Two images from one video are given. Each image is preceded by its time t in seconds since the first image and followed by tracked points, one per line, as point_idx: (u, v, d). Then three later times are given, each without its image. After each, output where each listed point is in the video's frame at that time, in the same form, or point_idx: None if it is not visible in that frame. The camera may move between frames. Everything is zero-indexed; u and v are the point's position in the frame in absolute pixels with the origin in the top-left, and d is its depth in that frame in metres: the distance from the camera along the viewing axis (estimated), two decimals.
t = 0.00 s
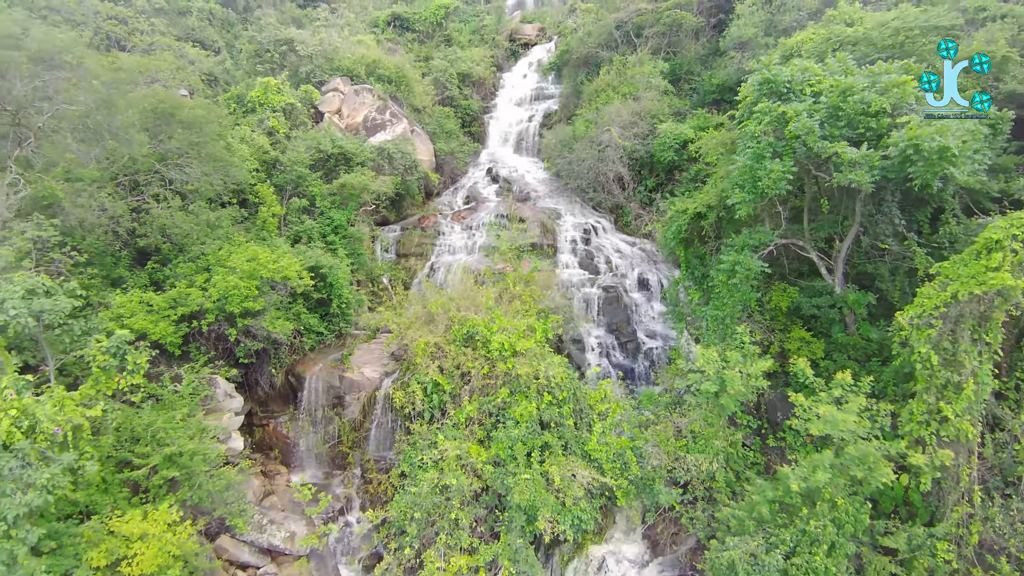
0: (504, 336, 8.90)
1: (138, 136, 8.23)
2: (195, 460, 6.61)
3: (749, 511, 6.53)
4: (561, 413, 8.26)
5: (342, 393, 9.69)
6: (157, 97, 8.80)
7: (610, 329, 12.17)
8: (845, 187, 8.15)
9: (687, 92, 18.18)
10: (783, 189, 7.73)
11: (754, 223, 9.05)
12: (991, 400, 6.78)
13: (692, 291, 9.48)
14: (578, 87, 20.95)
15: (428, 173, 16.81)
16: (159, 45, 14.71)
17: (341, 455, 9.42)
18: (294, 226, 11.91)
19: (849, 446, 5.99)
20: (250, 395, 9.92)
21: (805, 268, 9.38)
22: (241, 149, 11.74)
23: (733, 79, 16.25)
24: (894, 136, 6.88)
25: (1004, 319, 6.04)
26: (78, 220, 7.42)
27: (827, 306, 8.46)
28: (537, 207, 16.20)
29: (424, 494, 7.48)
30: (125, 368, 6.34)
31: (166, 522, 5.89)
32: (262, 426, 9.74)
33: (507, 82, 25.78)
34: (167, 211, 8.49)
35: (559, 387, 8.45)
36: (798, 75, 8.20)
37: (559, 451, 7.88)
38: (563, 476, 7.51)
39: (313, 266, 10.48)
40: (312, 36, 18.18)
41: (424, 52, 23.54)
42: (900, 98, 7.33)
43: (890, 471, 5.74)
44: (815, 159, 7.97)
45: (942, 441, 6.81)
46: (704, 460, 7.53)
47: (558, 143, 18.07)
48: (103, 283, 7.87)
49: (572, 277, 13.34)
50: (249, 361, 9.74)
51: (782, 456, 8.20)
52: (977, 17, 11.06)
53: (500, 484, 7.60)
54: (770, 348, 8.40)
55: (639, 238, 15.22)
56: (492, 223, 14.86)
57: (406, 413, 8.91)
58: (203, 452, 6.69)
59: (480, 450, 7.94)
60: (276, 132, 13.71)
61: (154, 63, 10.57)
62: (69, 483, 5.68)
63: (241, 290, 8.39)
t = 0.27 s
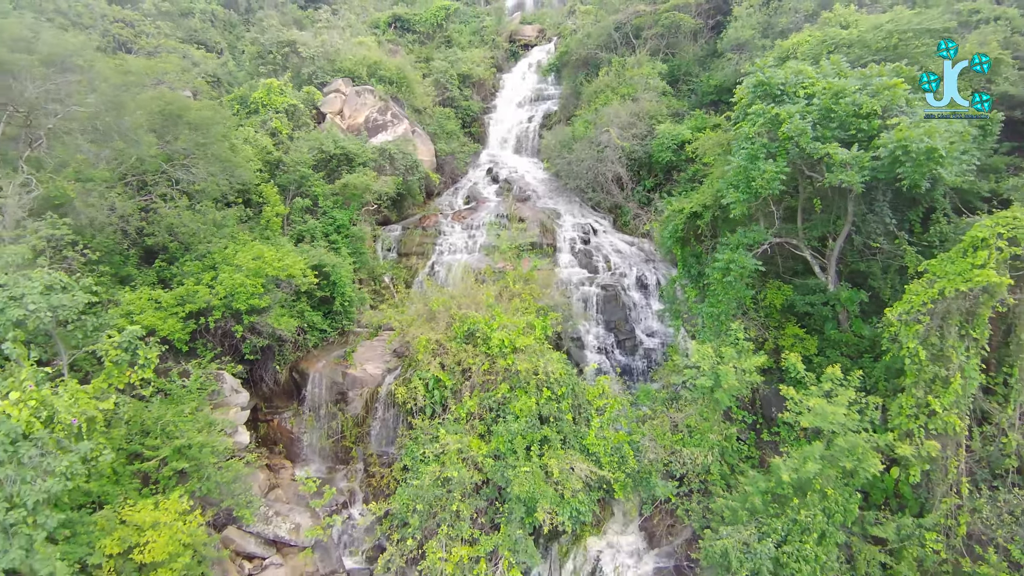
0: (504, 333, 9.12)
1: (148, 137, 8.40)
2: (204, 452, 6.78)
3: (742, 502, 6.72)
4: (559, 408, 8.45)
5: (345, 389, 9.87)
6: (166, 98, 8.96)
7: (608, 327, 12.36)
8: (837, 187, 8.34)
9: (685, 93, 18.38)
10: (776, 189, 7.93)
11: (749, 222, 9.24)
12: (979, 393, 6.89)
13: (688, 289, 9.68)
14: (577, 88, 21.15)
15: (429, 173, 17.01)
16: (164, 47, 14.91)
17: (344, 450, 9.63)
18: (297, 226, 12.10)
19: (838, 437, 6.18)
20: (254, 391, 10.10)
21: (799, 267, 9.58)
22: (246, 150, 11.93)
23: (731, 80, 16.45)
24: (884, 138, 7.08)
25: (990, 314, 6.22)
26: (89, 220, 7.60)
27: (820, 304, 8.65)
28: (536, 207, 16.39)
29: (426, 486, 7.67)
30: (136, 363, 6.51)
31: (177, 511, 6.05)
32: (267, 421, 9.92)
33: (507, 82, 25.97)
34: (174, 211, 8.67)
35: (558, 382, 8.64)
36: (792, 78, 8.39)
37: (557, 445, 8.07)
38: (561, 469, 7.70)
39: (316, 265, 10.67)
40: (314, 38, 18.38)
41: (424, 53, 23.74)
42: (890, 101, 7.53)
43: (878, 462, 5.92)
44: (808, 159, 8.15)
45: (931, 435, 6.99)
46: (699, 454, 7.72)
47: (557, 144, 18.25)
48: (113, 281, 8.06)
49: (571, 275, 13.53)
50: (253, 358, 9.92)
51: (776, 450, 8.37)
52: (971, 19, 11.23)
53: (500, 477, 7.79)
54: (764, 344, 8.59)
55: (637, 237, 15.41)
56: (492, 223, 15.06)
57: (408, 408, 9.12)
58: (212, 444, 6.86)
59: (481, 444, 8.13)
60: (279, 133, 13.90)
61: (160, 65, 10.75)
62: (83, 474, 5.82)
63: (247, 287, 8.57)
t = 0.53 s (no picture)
0: (504, 328, 9.32)
1: (155, 136, 8.58)
2: (212, 443, 6.94)
3: (735, 491, 6.90)
4: (558, 401, 8.64)
5: (348, 384, 10.05)
6: (173, 98, 9.13)
7: (607, 324, 12.54)
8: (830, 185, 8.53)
9: (684, 93, 18.56)
10: (770, 188, 8.11)
11: (744, 220, 9.42)
12: (965, 385, 7.08)
13: (685, 286, 9.86)
14: (577, 88, 21.34)
15: (430, 172, 17.18)
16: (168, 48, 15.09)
17: (347, 444, 9.82)
18: (300, 224, 12.27)
19: (828, 427, 6.37)
20: (259, 385, 10.28)
21: (794, 264, 9.76)
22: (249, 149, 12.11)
23: (729, 80, 16.62)
24: (874, 137, 7.26)
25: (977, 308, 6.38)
26: (99, 217, 7.78)
27: (814, 300, 8.82)
28: (536, 206, 16.57)
29: (428, 477, 7.86)
30: (147, 356, 6.68)
31: (187, 499, 6.21)
32: (271, 416, 10.09)
33: (507, 83, 26.11)
34: (181, 209, 8.85)
35: (557, 376, 8.82)
36: (785, 79, 8.58)
37: (556, 438, 8.25)
38: (560, 460, 7.89)
39: (320, 262, 10.86)
40: (316, 38, 18.58)
41: (425, 53, 23.92)
42: (881, 101, 7.71)
43: (867, 451, 6.10)
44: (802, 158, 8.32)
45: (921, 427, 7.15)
46: (695, 446, 7.89)
47: (557, 144, 18.42)
48: (121, 277, 8.24)
49: (570, 273, 13.71)
50: (258, 353, 10.09)
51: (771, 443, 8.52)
52: (965, 20, 11.44)
53: (500, 468, 7.97)
54: (760, 339, 8.76)
55: (635, 236, 15.59)
56: (493, 221, 15.23)
57: (410, 403, 9.32)
58: (220, 435, 7.03)
59: (482, 437, 8.31)
60: (282, 133, 14.08)
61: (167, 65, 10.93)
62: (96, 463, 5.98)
63: (253, 283, 8.74)
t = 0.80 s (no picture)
0: (504, 323, 9.51)
1: (163, 134, 8.75)
2: (220, 432, 7.11)
3: (729, 479, 7.07)
4: (557, 393, 8.82)
5: (351, 378, 10.25)
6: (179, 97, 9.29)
7: (606, 320, 12.72)
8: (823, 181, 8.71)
9: (682, 93, 18.73)
10: (764, 184, 8.29)
11: (740, 217, 9.60)
12: (954, 376, 7.18)
13: (682, 282, 10.04)
14: (576, 88, 21.52)
15: (431, 171, 17.35)
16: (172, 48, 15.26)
17: (350, 436, 10.00)
18: (303, 222, 12.45)
19: (819, 416, 6.55)
20: (263, 379, 10.45)
21: (789, 261, 9.90)
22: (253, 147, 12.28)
23: (727, 80, 16.80)
24: (865, 134, 7.44)
25: (964, 300, 6.55)
26: (108, 213, 7.96)
27: (808, 295, 8.99)
28: (535, 205, 16.75)
29: (430, 467, 8.05)
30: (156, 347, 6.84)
31: (197, 485, 6.38)
32: (275, 409, 10.21)
33: (507, 82, 26.27)
34: (188, 205, 9.01)
35: (556, 369, 9.00)
36: (780, 78, 8.75)
37: (555, 429, 8.44)
38: (559, 451, 8.08)
39: (323, 259, 11.03)
40: (318, 39, 18.76)
41: (425, 53, 24.10)
42: (873, 99, 7.89)
43: (857, 439, 6.28)
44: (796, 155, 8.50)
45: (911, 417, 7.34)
46: (691, 437, 8.06)
47: (556, 143, 18.59)
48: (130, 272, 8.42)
49: (570, 270, 13.89)
50: (262, 347, 10.27)
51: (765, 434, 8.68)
52: (959, 20, 11.62)
53: (500, 458, 8.15)
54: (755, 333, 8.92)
55: (634, 233, 15.78)
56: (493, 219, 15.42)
57: (412, 396, 9.53)
58: (227, 425, 7.20)
59: (482, 428, 8.49)
60: (284, 132, 14.26)
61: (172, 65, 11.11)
62: (107, 449, 6.12)
63: (258, 278, 8.91)
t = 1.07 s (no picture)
0: (505, 313, 9.75)
1: (173, 128, 8.98)
2: (230, 415, 7.34)
3: (722, 461, 7.30)
4: (556, 381, 9.06)
5: (355, 367, 10.50)
6: (188, 92, 9.51)
7: (604, 313, 12.97)
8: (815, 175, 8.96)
9: (680, 91, 18.97)
10: (757, 177, 8.52)
11: (734, 209, 9.83)
12: (941, 360, 7.33)
13: (678, 273, 10.28)
14: (575, 86, 21.76)
15: (432, 168, 17.58)
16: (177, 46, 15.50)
17: (354, 424, 10.23)
18: (307, 216, 12.68)
19: (808, 398, 6.79)
20: (269, 368, 10.67)
21: (783, 253, 10.12)
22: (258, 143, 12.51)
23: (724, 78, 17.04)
24: (854, 128, 7.68)
25: (949, 286, 6.77)
26: (119, 204, 8.19)
27: (800, 285, 9.22)
28: (535, 201, 17.00)
29: (433, 451, 8.31)
30: (169, 332, 7.07)
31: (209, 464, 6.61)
32: (281, 398, 10.43)
33: (507, 81, 26.50)
34: (197, 198, 9.24)
35: (555, 357, 9.24)
36: (773, 74, 8.99)
37: (553, 415, 8.69)
38: (558, 436, 8.33)
39: (327, 252, 11.28)
40: (321, 38, 19.01)
41: (426, 52, 24.34)
42: (862, 95, 8.14)
43: (845, 420, 6.50)
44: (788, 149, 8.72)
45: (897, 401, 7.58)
46: (686, 422, 8.29)
47: (555, 140, 18.82)
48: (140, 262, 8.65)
49: (569, 264, 14.13)
50: (268, 337, 10.49)
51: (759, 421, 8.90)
52: (951, 19, 11.87)
53: (501, 443, 8.40)
54: (749, 322, 9.14)
55: (632, 229, 16.02)
56: (493, 215, 15.65)
57: (414, 384, 9.79)
58: (237, 408, 7.43)
59: (483, 415, 8.73)
60: (288, 129, 14.49)
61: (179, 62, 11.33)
62: (122, 430, 6.32)
63: (265, 269, 9.15)
